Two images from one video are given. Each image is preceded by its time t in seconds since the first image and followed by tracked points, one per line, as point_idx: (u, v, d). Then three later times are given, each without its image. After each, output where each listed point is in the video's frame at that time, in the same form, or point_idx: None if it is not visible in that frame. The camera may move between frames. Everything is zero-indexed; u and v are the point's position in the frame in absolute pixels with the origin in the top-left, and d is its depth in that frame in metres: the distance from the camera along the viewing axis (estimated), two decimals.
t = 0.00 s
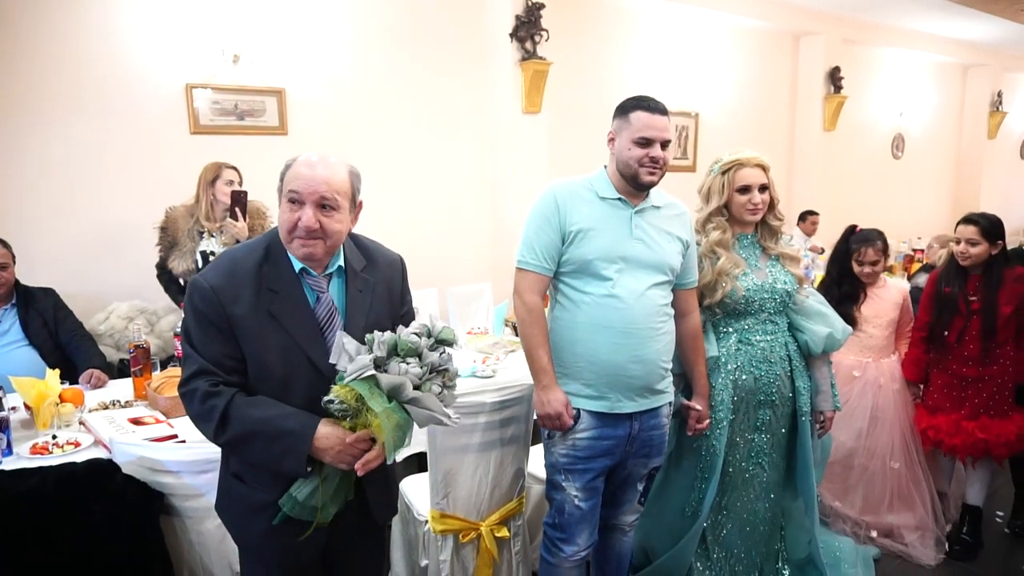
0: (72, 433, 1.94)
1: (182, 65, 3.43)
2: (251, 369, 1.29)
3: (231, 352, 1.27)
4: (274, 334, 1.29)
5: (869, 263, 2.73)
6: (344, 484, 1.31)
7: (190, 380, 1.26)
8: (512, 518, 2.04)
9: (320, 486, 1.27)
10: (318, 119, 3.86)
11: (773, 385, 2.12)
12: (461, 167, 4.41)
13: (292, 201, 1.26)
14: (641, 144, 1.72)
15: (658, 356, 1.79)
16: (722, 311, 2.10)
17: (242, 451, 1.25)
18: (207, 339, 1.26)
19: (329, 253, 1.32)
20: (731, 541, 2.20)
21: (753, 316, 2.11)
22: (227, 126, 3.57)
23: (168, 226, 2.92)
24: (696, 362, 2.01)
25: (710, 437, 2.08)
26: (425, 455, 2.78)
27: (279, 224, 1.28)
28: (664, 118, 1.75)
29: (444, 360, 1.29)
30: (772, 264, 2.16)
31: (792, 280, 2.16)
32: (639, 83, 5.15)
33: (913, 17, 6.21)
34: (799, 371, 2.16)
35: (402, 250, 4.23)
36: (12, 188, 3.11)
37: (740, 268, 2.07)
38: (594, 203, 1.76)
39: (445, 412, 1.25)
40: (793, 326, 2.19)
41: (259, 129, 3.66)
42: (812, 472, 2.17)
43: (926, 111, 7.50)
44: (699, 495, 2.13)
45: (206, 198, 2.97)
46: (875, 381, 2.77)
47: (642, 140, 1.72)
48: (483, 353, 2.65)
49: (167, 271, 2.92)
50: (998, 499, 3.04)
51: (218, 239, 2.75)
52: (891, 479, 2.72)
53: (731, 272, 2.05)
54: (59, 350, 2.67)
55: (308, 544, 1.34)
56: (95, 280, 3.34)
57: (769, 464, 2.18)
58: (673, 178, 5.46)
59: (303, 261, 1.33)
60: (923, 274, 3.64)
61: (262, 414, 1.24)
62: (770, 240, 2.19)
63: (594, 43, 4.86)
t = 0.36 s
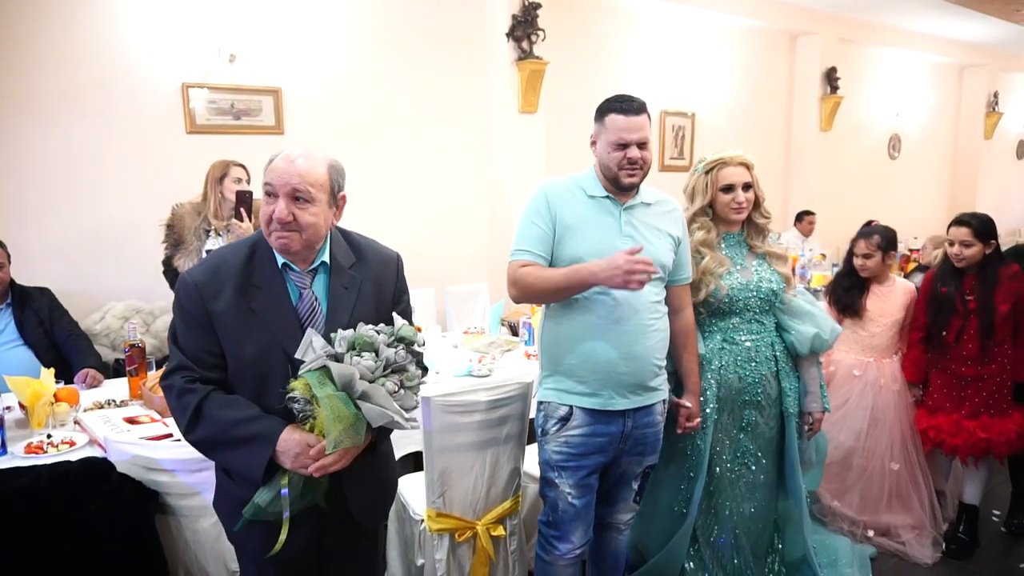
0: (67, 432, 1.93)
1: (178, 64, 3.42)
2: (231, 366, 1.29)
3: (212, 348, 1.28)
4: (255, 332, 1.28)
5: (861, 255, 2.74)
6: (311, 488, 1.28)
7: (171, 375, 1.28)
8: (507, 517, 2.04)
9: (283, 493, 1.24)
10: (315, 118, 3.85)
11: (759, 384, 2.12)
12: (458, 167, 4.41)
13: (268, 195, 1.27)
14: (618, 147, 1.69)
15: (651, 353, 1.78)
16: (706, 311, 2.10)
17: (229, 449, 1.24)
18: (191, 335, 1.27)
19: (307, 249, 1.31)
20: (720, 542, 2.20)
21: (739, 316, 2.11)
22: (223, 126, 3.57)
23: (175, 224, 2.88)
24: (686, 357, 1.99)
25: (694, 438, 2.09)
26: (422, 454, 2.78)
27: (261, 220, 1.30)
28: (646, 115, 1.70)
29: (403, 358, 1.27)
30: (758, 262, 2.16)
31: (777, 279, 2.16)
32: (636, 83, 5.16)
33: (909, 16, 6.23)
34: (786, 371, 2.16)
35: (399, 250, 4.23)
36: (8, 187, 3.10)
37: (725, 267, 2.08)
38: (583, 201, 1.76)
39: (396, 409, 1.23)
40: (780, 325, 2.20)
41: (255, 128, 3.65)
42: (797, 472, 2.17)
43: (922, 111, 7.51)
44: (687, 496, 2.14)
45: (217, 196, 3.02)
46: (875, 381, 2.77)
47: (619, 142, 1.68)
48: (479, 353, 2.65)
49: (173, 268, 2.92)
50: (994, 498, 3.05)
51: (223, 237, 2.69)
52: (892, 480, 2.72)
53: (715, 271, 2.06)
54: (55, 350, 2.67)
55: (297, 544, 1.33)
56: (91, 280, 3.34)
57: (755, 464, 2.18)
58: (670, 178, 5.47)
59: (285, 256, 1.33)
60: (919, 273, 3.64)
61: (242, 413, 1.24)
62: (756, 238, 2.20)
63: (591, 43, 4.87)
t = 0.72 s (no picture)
0: (64, 432, 1.93)
1: (175, 63, 3.42)
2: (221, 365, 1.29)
3: (203, 345, 1.28)
4: (245, 330, 1.27)
5: (863, 254, 2.75)
6: (254, 513, 1.21)
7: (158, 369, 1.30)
8: (506, 515, 2.04)
9: (222, 506, 1.21)
10: (312, 118, 3.85)
11: (745, 385, 2.12)
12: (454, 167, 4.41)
13: (268, 194, 1.27)
14: (592, 154, 1.67)
15: (643, 349, 1.77)
16: (694, 316, 2.12)
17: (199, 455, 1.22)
18: (184, 331, 1.27)
19: (307, 248, 1.31)
20: (711, 546, 2.18)
21: (726, 318, 2.11)
22: (220, 125, 3.56)
23: (171, 222, 2.86)
24: (682, 353, 1.99)
25: (684, 438, 2.13)
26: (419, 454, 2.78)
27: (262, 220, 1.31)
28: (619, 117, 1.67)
29: (324, 398, 1.13)
30: (743, 267, 2.16)
31: (762, 283, 2.15)
32: (633, 84, 5.17)
33: (903, 18, 6.26)
34: (769, 373, 2.17)
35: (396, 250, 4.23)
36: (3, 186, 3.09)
37: (713, 272, 2.07)
38: (565, 200, 1.77)
39: (302, 453, 1.11)
40: (761, 329, 2.19)
41: (251, 128, 3.64)
42: (783, 472, 2.20)
43: (917, 112, 7.55)
44: (678, 497, 2.15)
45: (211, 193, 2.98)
46: (868, 380, 2.77)
47: (592, 151, 1.67)
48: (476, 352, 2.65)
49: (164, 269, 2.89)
50: (989, 496, 3.06)
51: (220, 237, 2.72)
52: (889, 480, 2.72)
53: (704, 276, 2.06)
54: (51, 349, 2.65)
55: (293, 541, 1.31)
56: (87, 279, 3.32)
57: (749, 469, 2.16)
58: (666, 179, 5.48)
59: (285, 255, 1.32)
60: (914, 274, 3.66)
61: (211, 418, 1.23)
62: (740, 242, 2.19)
63: (588, 43, 4.87)
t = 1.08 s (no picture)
0: (58, 429, 1.91)
1: (170, 59, 3.40)
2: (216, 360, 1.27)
3: (198, 341, 1.26)
4: (241, 325, 1.26)
5: (863, 256, 2.73)
6: (238, 511, 1.14)
7: (152, 362, 1.28)
8: (504, 513, 2.03)
9: (204, 503, 1.14)
10: (308, 115, 3.83)
11: (739, 381, 2.12)
12: (451, 164, 4.39)
13: (271, 188, 1.26)
14: (566, 145, 1.65)
15: (622, 345, 1.75)
16: (685, 314, 2.10)
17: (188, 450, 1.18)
18: (179, 327, 1.26)
19: (308, 245, 1.30)
20: (708, 545, 2.17)
21: (719, 316, 2.11)
22: (215, 122, 3.54)
23: (155, 221, 2.87)
24: (660, 349, 1.97)
25: (679, 436, 2.10)
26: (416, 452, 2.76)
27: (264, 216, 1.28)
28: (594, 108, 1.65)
29: (280, 417, 1.09)
30: (734, 263, 2.15)
31: (753, 278, 2.15)
32: (630, 80, 5.16)
33: (900, 15, 6.26)
34: (762, 367, 2.17)
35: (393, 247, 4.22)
36: None
37: (704, 270, 2.06)
38: (539, 195, 1.74)
39: (259, 475, 1.07)
40: (754, 324, 2.19)
41: (247, 125, 3.63)
42: (778, 468, 2.20)
43: (912, 109, 7.55)
44: (674, 495, 2.14)
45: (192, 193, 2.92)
46: (867, 376, 2.77)
47: (566, 141, 1.65)
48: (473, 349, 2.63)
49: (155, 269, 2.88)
50: (987, 492, 3.07)
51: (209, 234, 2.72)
52: (885, 476, 2.72)
53: (695, 275, 2.05)
54: (45, 347, 2.64)
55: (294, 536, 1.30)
56: (81, 277, 3.30)
57: (745, 465, 2.16)
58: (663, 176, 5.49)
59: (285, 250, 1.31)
60: (911, 271, 3.66)
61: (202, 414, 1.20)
62: (731, 239, 2.18)
63: (584, 40, 4.86)
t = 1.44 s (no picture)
0: (55, 429, 1.91)
1: (167, 59, 3.40)
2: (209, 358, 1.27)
3: (192, 339, 1.26)
4: (234, 323, 1.26)
5: (862, 254, 2.71)
6: (225, 511, 1.14)
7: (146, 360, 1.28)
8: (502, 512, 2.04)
9: (191, 503, 1.14)
10: (305, 114, 3.82)
11: (738, 377, 2.12)
12: (449, 164, 4.39)
13: (264, 187, 1.25)
14: (540, 133, 1.62)
15: (594, 345, 1.70)
16: (683, 316, 2.10)
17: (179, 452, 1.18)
18: (172, 325, 1.25)
19: (302, 244, 1.30)
20: (709, 542, 2.17)
21: (716, 314, 2.12)
22: (213, 121, 3.54)
23: (146, 224, 2.86)
24: (633, 342, 1.90)
25: (681, 435, 2.08)
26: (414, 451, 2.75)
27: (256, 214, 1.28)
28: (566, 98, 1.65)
29: (266, 424, 1.09)
30: (728, 261, 2.16)
31: (748, 275, 2.16)
32: (628, 80, 5.16)
33: (898, 15, 6.26)
34: (761, 362, 2.18)
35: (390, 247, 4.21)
36: None
37: (700, 272, 2.06)
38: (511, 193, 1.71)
39: (240, 479, 1.07)
40: (749, 319, 2.20)
41: (244, 124, 3.63)
42: (778, 464, 2.20)
43: (911, 109, 7.56)
44: (674, 494, 2.12)
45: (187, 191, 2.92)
46: (864, 373, 2.77)
47: (540, 129, 1.62)
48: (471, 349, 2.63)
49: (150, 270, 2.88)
50: (984, 491, 3.07)
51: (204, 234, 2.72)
52: (882, 474, 2.72)
53: (692, 277, 2.05)
54: (42, 347, 2.63)
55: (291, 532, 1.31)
56: (79, 277, 3.30)
57: (745, 461, 2.16)
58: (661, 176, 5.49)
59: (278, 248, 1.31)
60: (909, 270, 3.66)
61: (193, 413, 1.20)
62: (723, 238, 2.19)
63: (583, 40, 4.86)
